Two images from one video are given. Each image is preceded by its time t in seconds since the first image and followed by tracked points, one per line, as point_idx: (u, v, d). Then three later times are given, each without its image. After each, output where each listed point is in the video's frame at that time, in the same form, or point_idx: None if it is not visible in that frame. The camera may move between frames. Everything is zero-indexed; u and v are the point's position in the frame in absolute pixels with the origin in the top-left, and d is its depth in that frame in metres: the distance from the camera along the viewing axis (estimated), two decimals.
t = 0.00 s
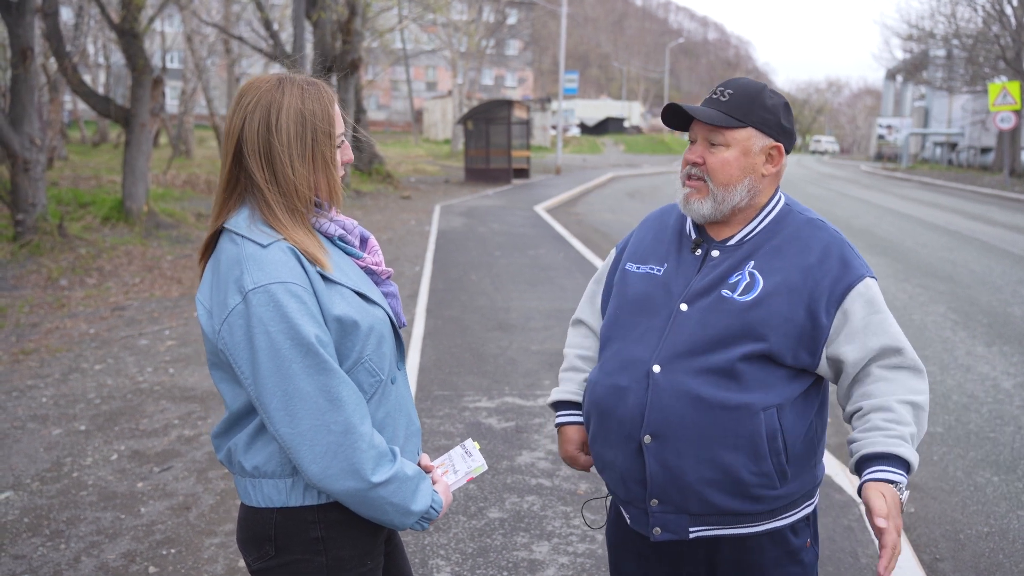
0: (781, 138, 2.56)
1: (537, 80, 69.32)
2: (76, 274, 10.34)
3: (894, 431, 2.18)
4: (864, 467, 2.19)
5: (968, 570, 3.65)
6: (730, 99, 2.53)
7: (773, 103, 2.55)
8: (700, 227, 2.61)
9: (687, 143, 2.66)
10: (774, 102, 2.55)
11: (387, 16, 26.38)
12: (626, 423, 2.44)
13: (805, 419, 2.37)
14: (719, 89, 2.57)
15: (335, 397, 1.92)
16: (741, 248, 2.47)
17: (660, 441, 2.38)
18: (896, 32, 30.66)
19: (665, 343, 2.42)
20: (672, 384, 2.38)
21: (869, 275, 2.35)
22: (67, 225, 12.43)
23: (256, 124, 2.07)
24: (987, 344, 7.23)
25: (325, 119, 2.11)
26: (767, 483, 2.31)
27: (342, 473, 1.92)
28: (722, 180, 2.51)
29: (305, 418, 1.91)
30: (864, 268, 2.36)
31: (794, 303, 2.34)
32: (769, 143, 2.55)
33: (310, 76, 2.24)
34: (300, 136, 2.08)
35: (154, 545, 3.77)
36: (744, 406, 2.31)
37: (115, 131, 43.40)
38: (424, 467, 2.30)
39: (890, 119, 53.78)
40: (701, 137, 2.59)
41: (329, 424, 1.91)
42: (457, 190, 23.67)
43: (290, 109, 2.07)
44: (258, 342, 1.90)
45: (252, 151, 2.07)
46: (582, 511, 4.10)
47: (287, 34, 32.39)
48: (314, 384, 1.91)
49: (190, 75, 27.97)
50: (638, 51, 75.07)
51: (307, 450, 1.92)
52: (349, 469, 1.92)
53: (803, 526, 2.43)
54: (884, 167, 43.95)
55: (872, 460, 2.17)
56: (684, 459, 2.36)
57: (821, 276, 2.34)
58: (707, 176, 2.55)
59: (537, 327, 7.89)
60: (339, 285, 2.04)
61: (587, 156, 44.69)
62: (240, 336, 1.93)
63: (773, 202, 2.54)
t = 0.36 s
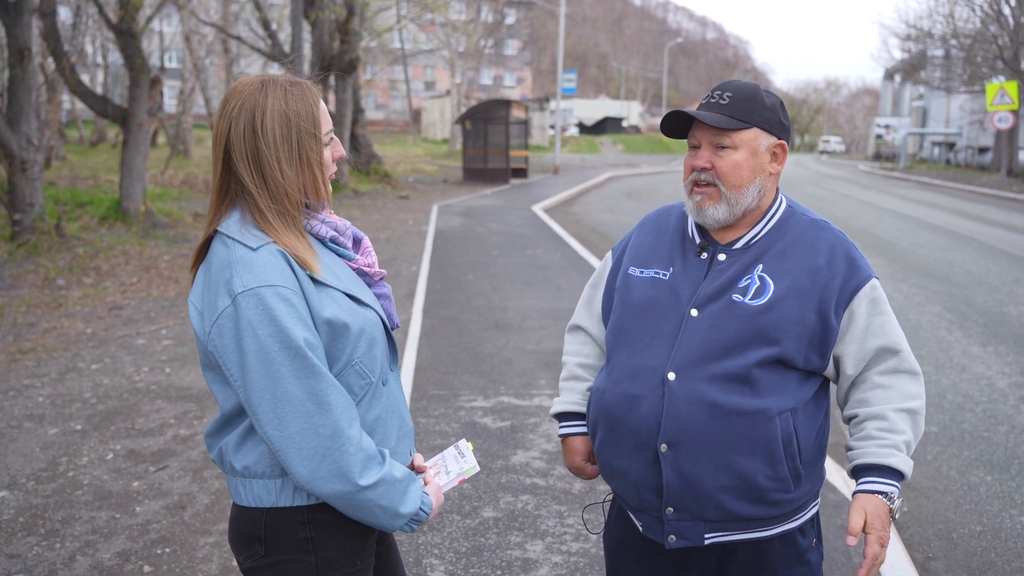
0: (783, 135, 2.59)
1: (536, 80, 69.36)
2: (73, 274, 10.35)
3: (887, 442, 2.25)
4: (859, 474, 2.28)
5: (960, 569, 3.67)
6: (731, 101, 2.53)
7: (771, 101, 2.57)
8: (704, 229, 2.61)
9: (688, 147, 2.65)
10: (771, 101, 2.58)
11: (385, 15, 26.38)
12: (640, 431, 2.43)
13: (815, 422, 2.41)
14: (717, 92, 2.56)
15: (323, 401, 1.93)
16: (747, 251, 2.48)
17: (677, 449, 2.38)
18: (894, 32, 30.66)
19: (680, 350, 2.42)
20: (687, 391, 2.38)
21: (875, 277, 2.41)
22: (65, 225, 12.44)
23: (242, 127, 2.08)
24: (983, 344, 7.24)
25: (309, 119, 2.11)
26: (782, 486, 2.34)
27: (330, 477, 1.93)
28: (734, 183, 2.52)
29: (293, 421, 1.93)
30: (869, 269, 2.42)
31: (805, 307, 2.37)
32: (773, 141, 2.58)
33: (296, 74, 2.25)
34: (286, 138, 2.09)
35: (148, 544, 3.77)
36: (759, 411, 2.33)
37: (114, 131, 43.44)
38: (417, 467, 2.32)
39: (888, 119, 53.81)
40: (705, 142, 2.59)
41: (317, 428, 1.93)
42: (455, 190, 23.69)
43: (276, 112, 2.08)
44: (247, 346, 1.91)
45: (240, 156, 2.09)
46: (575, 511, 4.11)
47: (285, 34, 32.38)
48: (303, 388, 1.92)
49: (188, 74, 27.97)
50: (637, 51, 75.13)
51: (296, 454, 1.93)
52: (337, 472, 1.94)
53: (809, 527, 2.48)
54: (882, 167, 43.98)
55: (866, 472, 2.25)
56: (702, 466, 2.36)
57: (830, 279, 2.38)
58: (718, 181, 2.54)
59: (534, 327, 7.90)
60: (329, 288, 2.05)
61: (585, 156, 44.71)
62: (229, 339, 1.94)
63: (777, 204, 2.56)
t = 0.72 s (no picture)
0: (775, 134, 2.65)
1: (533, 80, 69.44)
2: (71, 274, 10.35)
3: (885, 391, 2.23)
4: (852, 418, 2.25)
5: (957, 568, 3.68)
6: (726, 101, 2.56)
7: (760, 101, 2.63)
8: (694, 224, 2.63)
9: (687, 149, 2.66)
10: (760, 100, 2.63)
11: (382, 16, 26.36)
12: (627, 418, 2.47)
13: (803, 413, 2.40)
14: (708, 93, 2.59)
15: (326, 402, 1.94)
16: (734, 244, 2.50)
17: (662, 433, 2.41)
18: (891, 33, 30.72)
19: (666, 338, 2.45)
20: (676, 377, 2.40)
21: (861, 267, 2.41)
22: (62, 225, 12.44)
23: (247, 128, 2.09)
24: (980, 344, 7.26)
25: (313, 120, 2.12)
26: (767, 475, 2.34)
27: (334, 477, 1.94)
28: (736, 179, 2.54)
29: (297, 422, 1.93)
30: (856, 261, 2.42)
31: (791, 294, 2.37)
32: (766, 139, 2.63)
33: (298, 75, 2.26)
34: (290, 140, 2.10)
35: (149, 544, 3.78)
36: (745, 399, 2.33)
37: (111, 131, 43.42)
38: (420, 467, 2.33)
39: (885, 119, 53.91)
40: (706, 141, 2.61)
41: (320, 429, 1.93)
42: (452, 190, 23.71)
43: (280, 112, 2.09)
44: (251, 345, 1.92)
45: (245, 156, 2.10)
46: (576, 510, 4.12)
47: (283, 34, 32.38)
48: (306, 390, 1.93)
49: (186, 74, 27.98)
50: (634, 52, 75.18)
51: (299, 455, 1.94)
52: (340, 474, 1.94)
53: (798, 523, 2.47)
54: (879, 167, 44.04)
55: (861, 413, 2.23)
56: (688, 452, 2.38)
57: (817, 268, 2.39)
58: (722, 177, 2.55)
59: (532, 327, 7.92)
60: (333, 290, 2.06)
61: (582, 156, 44.72)
62: (234, 341, 1.95)
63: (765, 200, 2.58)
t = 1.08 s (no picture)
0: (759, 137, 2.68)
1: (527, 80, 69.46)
2: (65, 275, 10.33)
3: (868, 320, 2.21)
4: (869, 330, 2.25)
5: (952, 568, 3.70)
6: (712, 106, 2.59)
7: (744, 106, 2.66)
8: (682, 227, 2.66)
9: (676, 156, 2.69)
10: (744, 105, 2.66)
11: (376, 16, 26.33)
12: (608, 413, 2.54)
13: (783, 410, 2.41)
14: (693, 98, 2.63)
15: (333, 407, 1.94)
16: (718, 245, 2.51)
17: (640, 429, 2.46)
18: (884, 33, 30.82)
19: (647, 337, 2.50)
20: (656, 376, 2.45)
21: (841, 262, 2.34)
22: (55, 226, 12.39)
23: (253, 133, 2.10)
24: (974, 344, 7.30)
25: (317, 126, 2.13)
26: (743, 472, 2.36)
27: (339, 482, 1.95)
28: (727, 181, 2.56)
29: (304, 427, 1.94)
30: (837, 256, 2.36)
31: (768, 293, 2.35)
32: (752, 141, 2.66)
33: (301, 80, 2.27)
34: (297, 145, 2.11)
35: (146, 547, 3.78)
36: (722, 396, 2.35)
37: (103, 131, 43.27)
38: (422, 471, 2.33)
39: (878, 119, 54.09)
40: (695, 145, 2.63)
41: (327, 434, 1.94)
42: (446, 190, 23.72)
43: (286, 117, 2.10)
44: (258, 351, 1.93)
45: (251, 160, 2.10)
46: (573, 511, 4.13)
47: (276, 34, 32.31)
48: (313, 394, 1.93)
49: (179, 75, 27.89)
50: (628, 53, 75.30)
51: (305, 459, 1.94)
52: (346, 478, 1.95)
53: (781, 521, 2.44)
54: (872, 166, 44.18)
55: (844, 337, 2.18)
56: (664, 447, 2.42)
57: (796, 265, 2.35)
58: (712, 179, 2.57)
59: (527, 327, 7.94)
60: (339, 294, 2.07)
61: (576, 156, 44.74)
62: (241, 346, 1.96)
63: (750, 201, 2.57)
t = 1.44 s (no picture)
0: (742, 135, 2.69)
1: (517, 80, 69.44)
2: (55, 275, 10.27)
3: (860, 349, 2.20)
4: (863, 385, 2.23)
5: (945, 566, 3.72)
6: (702, 110, 2.57)
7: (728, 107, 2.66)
8: (666, 227, 2.66)
9: (665, 161, 2.65)
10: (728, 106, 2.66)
11: (366, 15, 26.25)
12: (594, 414, 2.55)
13: (766, 410, 2.42)
14: (679, 103, 2.59)
15: (329, 409, 1.94)
16: (702, 246, 2.51)
17: (625, 431, 2.47)
18: (873, 34, 30.94)
19: (631, 338, 2.51)
20: (639, 378, 2.46)
21: (822, 264, 2.35)
22: (44, 226, 12.31)
23: (251, 132, 2.09)
24: (964, 343, 7.35)
25: (315, 125, 2.12)
26: (728, 472, 2.36)
27: (336, 484, 1.94)
28: (719, 187, 2.55)
29: (300, 429, 1.93)
30: (819, 258, 2.37)
31: (750, 295, 2.37)
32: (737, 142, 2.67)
33: (298, 79, 2.26)
34: (294, 145, 2.10)
35: (139, 548, 3.76)
36: (704, 398, 2.36)
37: (92, 131, 43.03)
38: (420, 471, 2.33)
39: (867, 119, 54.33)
40: (685, 152, 2.60)
41: (323, 436, 1.93)
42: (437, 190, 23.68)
43: (284, 116, 2.09)
44: (254, 353, 1.92)
45: (249, 159, 2.09)
46: (567, 510, 4.13)
47: (267, 33, 32.20)
48: (309, 396, 1.93)
49: (169, 74, 27.77)
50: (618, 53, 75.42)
51: (301, 460, 1.94)
52: (342, 481, 1.94)
53: (767, 518, 2.46)
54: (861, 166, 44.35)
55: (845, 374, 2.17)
56: (648, 448, 2.43)
57: (777, 267, 2.36)
58: (707, 187, 2.55)
59: (520, 327, 7.93)
60: (336, 296, 2.06)
61: (566, 156, 44.75)
62: (237, 347, 1.95)
63: (733, 202, 2.57)
